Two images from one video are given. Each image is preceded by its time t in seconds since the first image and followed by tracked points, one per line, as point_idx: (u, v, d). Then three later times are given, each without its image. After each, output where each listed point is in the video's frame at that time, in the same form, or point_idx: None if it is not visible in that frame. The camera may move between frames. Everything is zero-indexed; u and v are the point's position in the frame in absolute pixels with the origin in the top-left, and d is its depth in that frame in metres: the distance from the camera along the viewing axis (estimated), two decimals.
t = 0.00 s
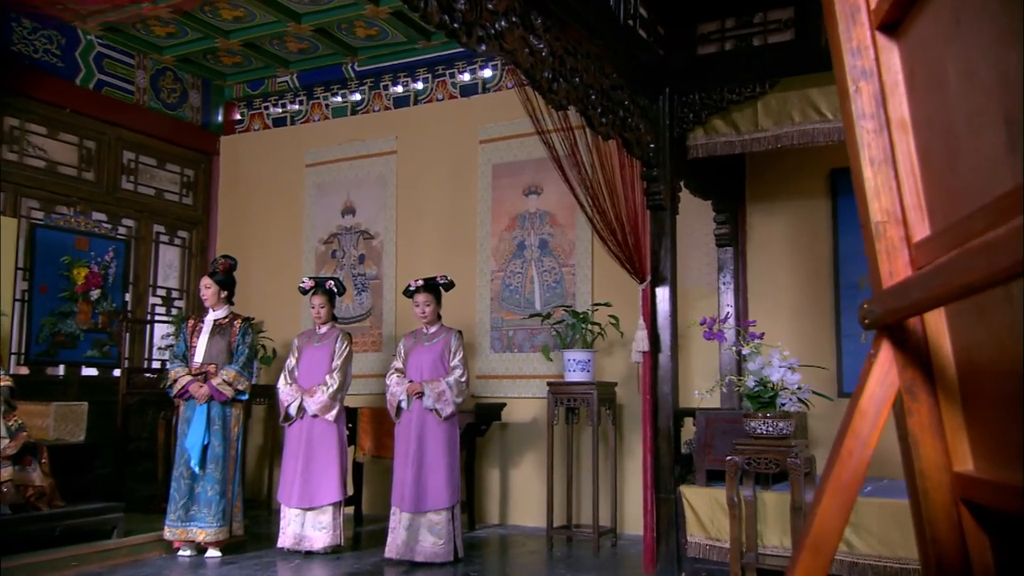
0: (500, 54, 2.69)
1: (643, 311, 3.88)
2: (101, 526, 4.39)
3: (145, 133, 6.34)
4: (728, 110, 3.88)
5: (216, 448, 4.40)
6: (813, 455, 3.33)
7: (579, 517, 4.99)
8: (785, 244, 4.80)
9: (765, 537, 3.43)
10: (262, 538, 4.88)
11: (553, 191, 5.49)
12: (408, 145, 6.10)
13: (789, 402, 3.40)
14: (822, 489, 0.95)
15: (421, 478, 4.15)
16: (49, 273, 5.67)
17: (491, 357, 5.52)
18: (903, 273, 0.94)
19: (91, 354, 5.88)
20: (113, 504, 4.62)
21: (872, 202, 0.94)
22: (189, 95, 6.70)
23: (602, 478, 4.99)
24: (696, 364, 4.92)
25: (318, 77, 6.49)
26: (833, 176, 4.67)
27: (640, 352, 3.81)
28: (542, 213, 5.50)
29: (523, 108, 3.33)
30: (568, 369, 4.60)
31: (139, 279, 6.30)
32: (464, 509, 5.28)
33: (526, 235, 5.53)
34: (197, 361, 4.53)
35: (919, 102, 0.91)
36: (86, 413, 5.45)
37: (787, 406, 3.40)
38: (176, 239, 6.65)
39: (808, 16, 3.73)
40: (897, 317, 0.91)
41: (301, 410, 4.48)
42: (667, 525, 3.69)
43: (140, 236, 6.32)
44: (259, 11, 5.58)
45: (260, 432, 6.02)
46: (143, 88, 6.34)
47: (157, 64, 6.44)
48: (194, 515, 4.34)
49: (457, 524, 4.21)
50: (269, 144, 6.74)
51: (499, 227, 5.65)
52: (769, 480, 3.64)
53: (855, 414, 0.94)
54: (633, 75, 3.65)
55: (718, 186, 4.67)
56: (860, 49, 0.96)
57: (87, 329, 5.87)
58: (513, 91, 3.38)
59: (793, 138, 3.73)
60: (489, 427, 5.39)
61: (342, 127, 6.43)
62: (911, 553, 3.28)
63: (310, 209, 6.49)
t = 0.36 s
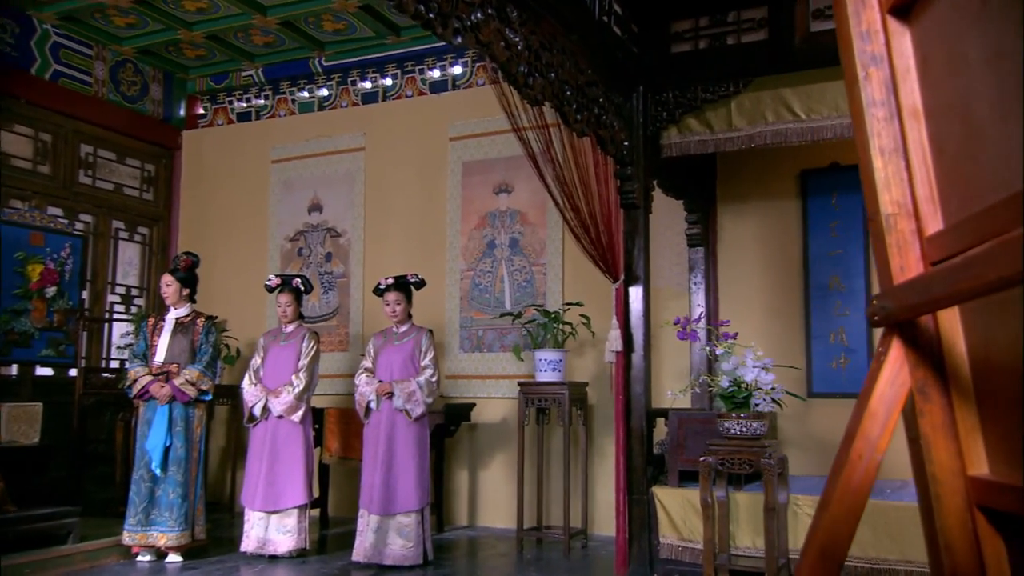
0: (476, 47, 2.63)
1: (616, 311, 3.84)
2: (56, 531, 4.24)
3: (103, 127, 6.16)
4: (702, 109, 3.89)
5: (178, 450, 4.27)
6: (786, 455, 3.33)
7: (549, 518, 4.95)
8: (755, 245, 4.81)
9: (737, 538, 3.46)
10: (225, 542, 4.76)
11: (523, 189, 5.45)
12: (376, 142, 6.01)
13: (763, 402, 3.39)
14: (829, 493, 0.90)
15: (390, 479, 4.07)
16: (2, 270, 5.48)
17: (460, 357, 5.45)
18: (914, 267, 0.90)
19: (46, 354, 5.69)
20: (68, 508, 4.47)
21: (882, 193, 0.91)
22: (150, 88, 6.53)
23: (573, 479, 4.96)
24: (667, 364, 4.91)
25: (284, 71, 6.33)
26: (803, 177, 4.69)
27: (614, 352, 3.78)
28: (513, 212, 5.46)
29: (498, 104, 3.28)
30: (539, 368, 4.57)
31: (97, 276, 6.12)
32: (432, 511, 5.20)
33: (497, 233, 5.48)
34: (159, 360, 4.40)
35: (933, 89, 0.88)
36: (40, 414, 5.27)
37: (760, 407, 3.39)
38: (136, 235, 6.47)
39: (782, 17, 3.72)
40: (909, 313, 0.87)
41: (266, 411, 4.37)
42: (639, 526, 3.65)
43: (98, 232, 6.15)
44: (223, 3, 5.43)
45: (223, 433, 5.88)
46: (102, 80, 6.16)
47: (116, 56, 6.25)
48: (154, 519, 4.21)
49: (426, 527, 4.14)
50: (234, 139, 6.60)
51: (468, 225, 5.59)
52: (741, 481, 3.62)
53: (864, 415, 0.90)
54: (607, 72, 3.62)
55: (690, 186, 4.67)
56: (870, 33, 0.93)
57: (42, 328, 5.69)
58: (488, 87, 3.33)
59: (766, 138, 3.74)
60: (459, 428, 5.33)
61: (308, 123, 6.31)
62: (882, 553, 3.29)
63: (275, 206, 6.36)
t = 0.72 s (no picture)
0: (440, 38, 2.56)
1: (579, 310, 3.80)
2: None
3: (46, 117, 5.93)
4: (665, 108, 3.88)
5: (125, 453, 4.12)
6: (748, 455, 3.33)
7: (508, 519, 4.90)
8: (716, 245, 4.83)
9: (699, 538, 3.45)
10: (173, 547, 4.60)
11: (483, 187, 5.38)
12: (333, 137, 5.89)
13: (726, 402, 3.36)
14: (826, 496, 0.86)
15: (348, 481, 3.98)
16: None
17: (418, 356, 5.36)
18: (915, 261, 0.86)
19: None
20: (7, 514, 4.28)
21: (883, 183, 0.87)
22: (96, 78, 6.30)
23: (533, 479, 4.92)
24: (628, 364, 4.90)
25: (237, 63, 6.16)
26: (763, 178, 4.72)
27: (577, 351, 3.73)
28: (473, 209, 5.39)
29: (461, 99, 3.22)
30: (500, 368, 4.52)
31: (39, 272, 5.89)
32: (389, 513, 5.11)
33: (456, 231, 5.40)
34: (104, 359, 4.23)
35: (937, 74, 0.84)
36: None
37: (723, 407, 3.37)
38: (81, 230, 6.25)
39: (746, 17, 3.73)
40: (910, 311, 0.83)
41: (219, 412, 4.24)
42: (601, 527, 3.59)
43: (40, 226, 5.92)
44: None
45: (172, 435, 5.70)
46: (45, 68, 5.92)
47: (60, 44, 6.01)
48: (99, 524, 4.05)
49: (384, 530, 4.06)
50: (185, 132, 6.42)
51: (427, 223, 5.50)
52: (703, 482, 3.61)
53: (862, 416, 0.86)
54: (572, 68, 3.58)
55: (652, 186, 4.66)
56: (870, 17, 0.89)
57: None
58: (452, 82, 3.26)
59: (729, 138, 3.75)
60: (417, 428, 5.24)
61: (263, 116, 6.16)
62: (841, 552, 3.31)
63: (228, 201, 6.20)
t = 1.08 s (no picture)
0: (394, 27, 2.48)
1: (531, 309, 3.75)
2: None
3: None
4: (618, 105, 3.86)
5: (54, 456, 3.92)
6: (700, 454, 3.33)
7: (457, 521, 4.83)
8: (666, 246, 4.86)
9: (650, 538, 3.43)
10: (106, 554, 4.41)
11: (432, 184, 5.29)
12: (278, 130, 5.73)
13: (679, 401, 3.34)
14: (815, 502, 0.82)
15: (292, 485, 3.86)
16: None
17: (365, 355, 5.25)
18: (908, 255, 0.82)
19: None
20: None
21: (875, 173, 0.83)
22: (24, 64, 6.01)
23: (481, 480, 4.86)
24: (578, 363, 4.87)
25: (175, 52, 5.93)
26: (714, 178, 4.76)
27: (529, 350, 3.68)
28: (422, 206, 5.30)
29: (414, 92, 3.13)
30: (449, 368, 4.45)
31: None
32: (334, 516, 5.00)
33: (405, 228, 5.31)
34: (32, 358, 4.02)
35: (933, 59, 0.80)
36: None
37: (677, 406, 3.35)
38: (7, 223, 5.96)
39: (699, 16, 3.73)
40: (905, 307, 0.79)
41: (157, 413, 4.06)
42: (552, 528, 3.55)
43: None
44: None
45: (104, 437, 5.48)
46: None
47: None
48: (26, 532, 3.84)
49: (330, 534, 3.96)
50: (120, 123, 6.18)
51: (375, 219, 5.39)
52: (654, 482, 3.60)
53: (853, 417, 0.82)
54: (525, 63, 3.54)
55: (603, 184, 4.64)
56: None
57: None
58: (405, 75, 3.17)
59: (682, 137, 3.76)
60: (363, 429, 5.13)
61: (204, 107, 5.96)
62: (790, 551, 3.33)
63: (166, 195, 5.98)
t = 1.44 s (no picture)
0: (337, 11, 2.39)
1: (474, 307, 3.69)
2: None
3: None
4: (564, 101, 3.84)
5: None
6: (643, 454, 3.32)
7: (395, 523, 4.74)
8: (608, 245, 4.87)
9: (593, 539, 3.40)
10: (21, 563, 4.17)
11: (371, 179, 5.17)
12: (210, 120, 5.52)
13: (624, 401, 3.32)
14: (798, 506, 0.78)
15: (224, 488, 3.70)
16: None
17: (300, 353, 5.10)
18: (895, 248, 0.79)
19: None
20: None
21: (861, 161, 0.80)
22: None
23: (421, 482, 4.77)
24: (520, 363, 4.83)
25: (99, 36, 5.65)
26: (655, 177, 4.78)
27: (472, 349, 3.62)
28: (360, 201, 5.17)
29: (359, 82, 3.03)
30: (390, 366, 4.37)
31: None
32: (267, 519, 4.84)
33: (343, 224, 5.17)
34: None
35: (923, 42, 0.77)
36: None
37: (620, 406, 3.33)
38: None
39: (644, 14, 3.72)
40: (894, 301, 0.75)
41: (79, 414, 3.85)
42: (493, 530, 3.48)
43: None
44: None
45: (20, 439, 5.19)
46: None
47: None
48: None
49: (263, 539, 3.82)
50: (40, 109, 5.87)
51: (312, 214, 5.24)
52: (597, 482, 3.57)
53: (838, 416, 0.78)
54: (470, 56, 3.49)
55: (546, 181, 4.62)
56: None
57: None
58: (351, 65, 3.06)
59: (628, 135, 3.76)
60: (298, 430, 4.98)
61: (130, 95, 5.71)
62: (731, 550, 3.35)
63: (89, 185, 5.71)
